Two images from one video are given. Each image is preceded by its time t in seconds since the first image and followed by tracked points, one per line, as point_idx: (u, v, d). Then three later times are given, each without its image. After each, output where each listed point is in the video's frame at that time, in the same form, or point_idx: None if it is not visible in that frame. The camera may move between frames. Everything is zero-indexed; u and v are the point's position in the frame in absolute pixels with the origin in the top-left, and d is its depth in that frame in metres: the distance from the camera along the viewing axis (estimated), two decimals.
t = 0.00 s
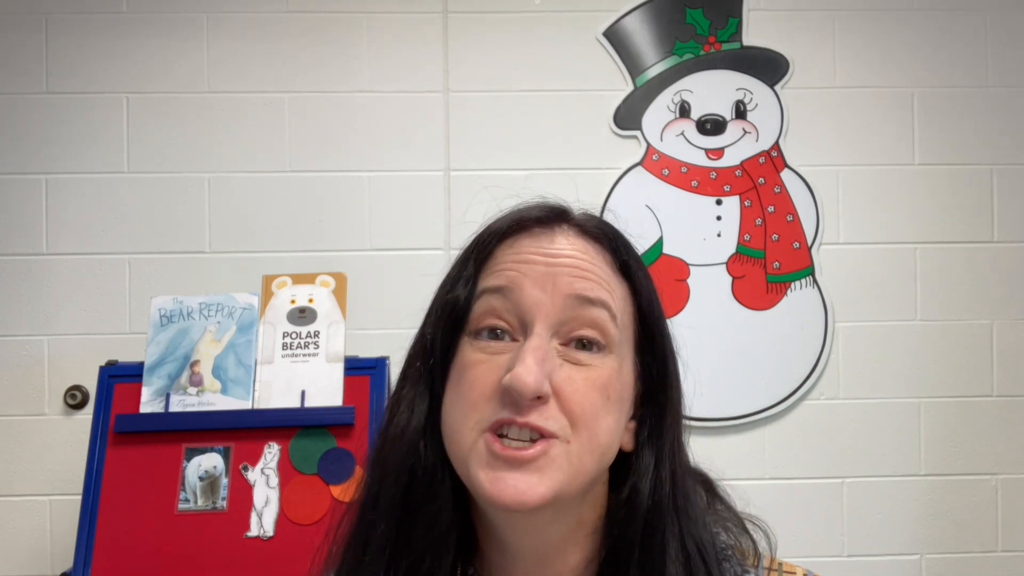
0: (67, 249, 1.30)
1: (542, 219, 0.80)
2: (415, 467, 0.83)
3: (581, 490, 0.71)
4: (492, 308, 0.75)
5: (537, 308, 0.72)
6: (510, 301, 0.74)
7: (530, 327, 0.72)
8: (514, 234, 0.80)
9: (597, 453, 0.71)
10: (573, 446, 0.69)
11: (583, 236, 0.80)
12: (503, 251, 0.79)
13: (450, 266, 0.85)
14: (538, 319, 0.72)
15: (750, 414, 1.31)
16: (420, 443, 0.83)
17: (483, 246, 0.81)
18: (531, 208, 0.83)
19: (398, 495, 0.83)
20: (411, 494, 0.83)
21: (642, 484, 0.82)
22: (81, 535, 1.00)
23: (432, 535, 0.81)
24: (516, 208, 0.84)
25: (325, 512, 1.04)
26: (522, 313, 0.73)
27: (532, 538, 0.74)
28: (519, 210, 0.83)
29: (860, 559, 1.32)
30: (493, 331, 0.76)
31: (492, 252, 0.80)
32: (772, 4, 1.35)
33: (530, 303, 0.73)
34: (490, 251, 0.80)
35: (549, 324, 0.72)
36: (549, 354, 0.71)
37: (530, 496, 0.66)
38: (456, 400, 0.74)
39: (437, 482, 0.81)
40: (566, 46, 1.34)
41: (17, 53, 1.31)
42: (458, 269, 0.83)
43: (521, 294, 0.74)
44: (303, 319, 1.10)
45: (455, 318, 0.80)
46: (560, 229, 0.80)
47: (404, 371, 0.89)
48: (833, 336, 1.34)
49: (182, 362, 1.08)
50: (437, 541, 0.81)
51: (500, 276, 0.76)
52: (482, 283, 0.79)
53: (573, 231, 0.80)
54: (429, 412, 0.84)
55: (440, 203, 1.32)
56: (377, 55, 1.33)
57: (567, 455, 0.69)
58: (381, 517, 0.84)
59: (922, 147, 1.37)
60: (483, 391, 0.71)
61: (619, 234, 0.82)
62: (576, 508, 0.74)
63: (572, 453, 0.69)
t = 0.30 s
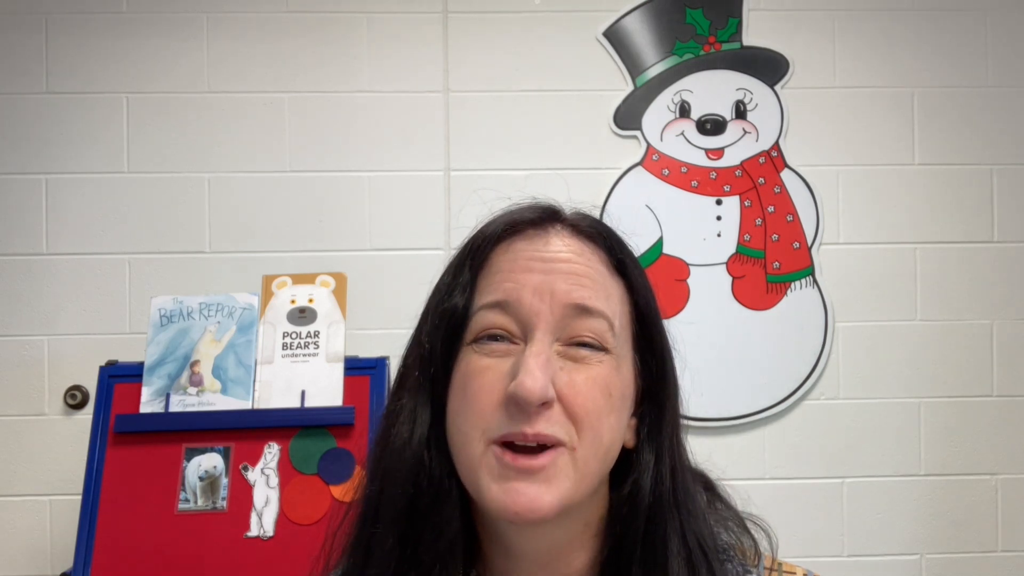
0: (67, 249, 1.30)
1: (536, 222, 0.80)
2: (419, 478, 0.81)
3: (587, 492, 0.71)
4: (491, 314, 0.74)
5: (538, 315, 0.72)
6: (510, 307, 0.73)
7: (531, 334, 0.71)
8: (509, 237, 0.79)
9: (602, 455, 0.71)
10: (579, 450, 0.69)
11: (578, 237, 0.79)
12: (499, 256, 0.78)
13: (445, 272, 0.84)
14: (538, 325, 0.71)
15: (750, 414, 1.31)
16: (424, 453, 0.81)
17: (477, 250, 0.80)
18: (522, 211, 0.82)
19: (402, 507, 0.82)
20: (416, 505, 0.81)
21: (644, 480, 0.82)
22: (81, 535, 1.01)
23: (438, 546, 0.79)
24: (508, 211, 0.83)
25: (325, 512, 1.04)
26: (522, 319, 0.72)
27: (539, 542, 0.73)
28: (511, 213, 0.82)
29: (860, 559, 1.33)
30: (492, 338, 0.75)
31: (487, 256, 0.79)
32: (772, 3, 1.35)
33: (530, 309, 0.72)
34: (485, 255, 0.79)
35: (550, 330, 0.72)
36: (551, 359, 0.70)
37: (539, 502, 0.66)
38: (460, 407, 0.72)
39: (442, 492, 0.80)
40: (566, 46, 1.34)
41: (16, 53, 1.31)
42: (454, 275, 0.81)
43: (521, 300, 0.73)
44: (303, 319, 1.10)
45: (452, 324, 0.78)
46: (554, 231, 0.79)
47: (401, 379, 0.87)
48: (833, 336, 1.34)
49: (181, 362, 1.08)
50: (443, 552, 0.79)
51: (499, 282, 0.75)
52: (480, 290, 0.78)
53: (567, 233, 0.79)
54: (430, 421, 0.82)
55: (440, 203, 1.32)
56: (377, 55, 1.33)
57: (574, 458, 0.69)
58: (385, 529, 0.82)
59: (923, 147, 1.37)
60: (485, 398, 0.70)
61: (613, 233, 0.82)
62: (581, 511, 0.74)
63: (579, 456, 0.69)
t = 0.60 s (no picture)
0: (67, 249, 1.30)
1: (527, 219, 0.78)
2: (423, 481, 0.81)
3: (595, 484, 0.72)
4: (490, 317, 0.73)
5: (539, 317, 0.71)
6: (509, 311, 0.72)
7: (533, 337, 0.71)
8: (498, 235, 0.77)
9: (610, 447, 0.72)
10: (588, 445, 0.70)
11: (570, 232, 0.78)
12: (493, 256, 0.76)
13: (436, 272, 0.82)
14: (539, 328, 0.71)
15: (749, 414, 1.31)
16: (428, 457, 0.81)
17: (468, 251, 0.78)
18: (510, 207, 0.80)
19: (407, 511, 0.81)
20: (421, 507, 0.81)
21: (641, 462, 0.82)
22: (81, 534, 1.00)
23: (443, 548, 0.79)
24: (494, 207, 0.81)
25: (325, 512, 1.04)
26: (522, 322, 0.71)
27: (546, 536, 0.74)
28: (498, 210, 0.80)
29: (860, 559, 1.32)
30: (493, 340, 0.74)
31: (477, 256, 0.77)
32: (772, 3, 1.35)
33: (530, 312, 0.71)
34: (478, 256, 0.78)
35: (552, 331, 0.71)
36: (555, 361, 0.70)
37: (554, 501, 0.67)
38: (465, 409, 0.72)
39: (447, 495, 0.80)
40: (565, 46, 1.34)
41: (16, 53, 1.31)
42: (447, 277, 0.80)
43: (520, 303, 0.72)
44: (303, 319, 1.10)
45: (448, 327, 0.77)
46: (545, 227, 0.77)
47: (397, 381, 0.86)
48: (833, 336, 1.34)
49: (181, 361, 1.08)
50: (448, 554, 0.79)
51: (496, 285, 0.74)
52: (475, 292, 0.76)
53: (559, 228, 0.78)
54: (430, 424, 0.81)
55: (440, 203, 1.32)
56: (377, 55, 1.33)
57: (584, 454, 0.70)
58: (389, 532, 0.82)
59: (923, 147, 1.37)
60: (491, 402, 0.70)
61: (603, 224, 0.81)
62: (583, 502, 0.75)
63: (589, 450, 0.70)
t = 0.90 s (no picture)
0: (67, 249, 1.30)
1: (517, 214, 0.77)
2: (430, 478, 0.80)
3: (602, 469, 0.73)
4: (489, 315, 0.73)
5: (539, 311, 0.70)
6: (509, 308, 0.71)
7: (534, 333, 0.70)
8: (489, 231, 0.77)
9: (615, 431, 0.73)
10: (595, 431, 0.70)
11: (561, 224, 0.77)
12: (487, 252, 0.76)
13: (431, 271, 0.81)
14: (540, 322, 0.70)
15: (749, 414, 1.31)
16: (435, 455, 0.80)
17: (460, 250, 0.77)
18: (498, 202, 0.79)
19: (416, 509, 0.81)
20: (429, 503, 0.81)
21: (640, 436, 0.81)
22: (81, 535, 1.00)
23: (451, 543, 0.79)
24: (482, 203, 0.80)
25: (325, 512, 1.04)
26: (523, 317, 0.71)
27: (557, 526, 0.74)
28: (485, 205, 0.79)
29: (860, 559, 1.33)
30: (494, 337, 0.73)
31: (470, 254, 0.76)
32: (772, 3, 1.35)
33: (529, 307, 0.71)
34: (471, 254, 0.76)
35: (552, 324, 0.71)
36: (559, 353, 0.70)
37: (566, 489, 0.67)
38: (470, 405, 0.72)
39: (455, 491, 0.80)
40: (565, 46, 1.34)
41: (17, 53, 1.31)
42: (443, 276, 0.78)
43: (519, 297, 0.71)
44: (303, 320, 1.10)
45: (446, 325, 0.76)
46: (536, 221, 0.77)
47: (398, 380, 0.85)
48: (833, 336, 1.34)
49: (181, 362, 1.08)
50: (456, 548, 0.79)
51: (493, 282, 0.73)
52: (473, 290, 0.75)
53: (549, 221, 0.77)
54: (434, 421, 0.80)
55: (440, 203, 1.32)
56: (377, 55, 1.33)
57: (591, 440, 0.70)
58: (398, 528, 0.82)
59: (923, 147, 1.37)
60: (496, 397, 0.70)
61: (591, 212, 0.80)
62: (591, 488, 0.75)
63: (596, 436, 0.70)
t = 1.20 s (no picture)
0: (67, 250, 1.30)
1: (522, 222, 0.76)
2: (433, 483, 0.80)
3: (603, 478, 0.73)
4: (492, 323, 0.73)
5: (540, 321, 0.70)
6: (512, 318, 0.71)
7: (537, 343, 0.70)
8: (493, 239, 0.76)
9: (617, 441, 0.73)
10: (596, 442, 0.70)
11: (566, 233, 0.77)
12: (490, 261, 0.75)
13: (434, 279, 0.80)
14: (542, 333, 0.70)
15: (749, 414, 1.31)
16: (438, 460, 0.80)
17: (463, 258, 0.77)
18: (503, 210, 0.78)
19: (419, 515, 0.81)
20: (432, 508, 0.80)
21: (643, 441, 0.81)
22: (81, 535, 1.00)
23: (454, 546, 0.79)
24: (486, 210, 0.79)
25: (325, 511, 1.04)
26: (526, 328, 0.71)
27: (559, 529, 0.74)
28: (489, 212, 0.79)
29: (860, 559, 1.32)
30: (497, 345, 0.74)
31: (473, 262, 0.76)
32: (772, 3, 1.35)
33: (532, 318, 0.71)
34: (474, 262, 0.76)
35: (555, 335, 0.71)
36: (561, 364, 0.70)
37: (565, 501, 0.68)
38: (472, 415, 0.72)
39: (459, 495, 0.79)
40: (565, 46, 1.34)
41: (17, 53, 1.31)
42: (446, 284, 0.78)
43: (521, 307, 0.71)
44: (303, 319, 1.10)
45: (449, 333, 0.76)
46: (541, 230, 0.76)
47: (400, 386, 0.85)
48: (833, 336, 1.34)
49: (181, 361, 1.08)
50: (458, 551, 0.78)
51: (495, 292, 0.73)
52: (476, 299, 0.75)
53: (554, 230, 0.76)
54: (437, 427, 0.80)
55: (440, 203, 1.32)
56: (377, 55, 1.33)
57: (592, 451, 0.70)
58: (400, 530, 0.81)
59: (922, 147, 1.37)
60: (498, 408, 0.70)
61: (597, 220, 0.79)
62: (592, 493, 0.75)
63: (597, 448, 0.70)
